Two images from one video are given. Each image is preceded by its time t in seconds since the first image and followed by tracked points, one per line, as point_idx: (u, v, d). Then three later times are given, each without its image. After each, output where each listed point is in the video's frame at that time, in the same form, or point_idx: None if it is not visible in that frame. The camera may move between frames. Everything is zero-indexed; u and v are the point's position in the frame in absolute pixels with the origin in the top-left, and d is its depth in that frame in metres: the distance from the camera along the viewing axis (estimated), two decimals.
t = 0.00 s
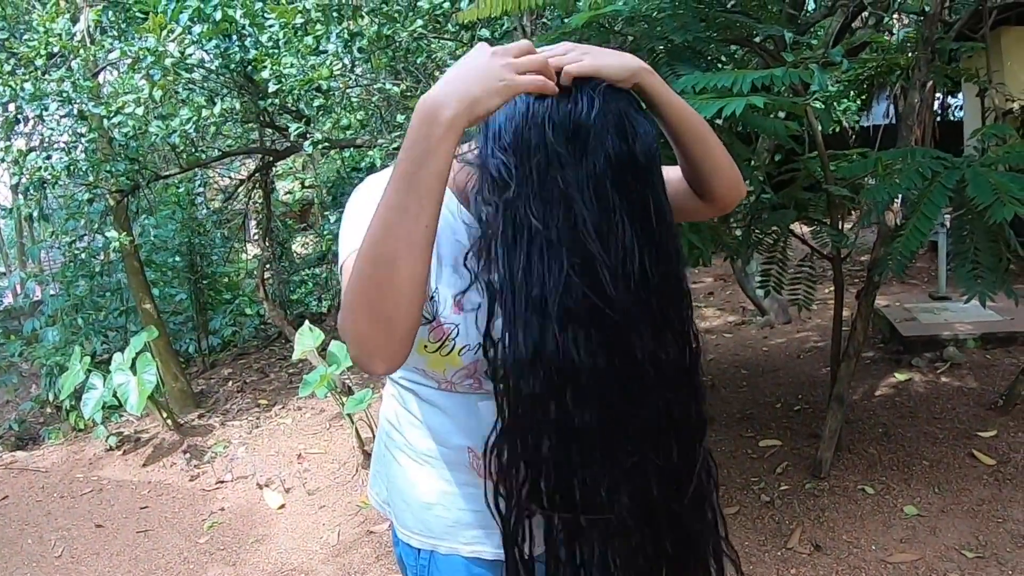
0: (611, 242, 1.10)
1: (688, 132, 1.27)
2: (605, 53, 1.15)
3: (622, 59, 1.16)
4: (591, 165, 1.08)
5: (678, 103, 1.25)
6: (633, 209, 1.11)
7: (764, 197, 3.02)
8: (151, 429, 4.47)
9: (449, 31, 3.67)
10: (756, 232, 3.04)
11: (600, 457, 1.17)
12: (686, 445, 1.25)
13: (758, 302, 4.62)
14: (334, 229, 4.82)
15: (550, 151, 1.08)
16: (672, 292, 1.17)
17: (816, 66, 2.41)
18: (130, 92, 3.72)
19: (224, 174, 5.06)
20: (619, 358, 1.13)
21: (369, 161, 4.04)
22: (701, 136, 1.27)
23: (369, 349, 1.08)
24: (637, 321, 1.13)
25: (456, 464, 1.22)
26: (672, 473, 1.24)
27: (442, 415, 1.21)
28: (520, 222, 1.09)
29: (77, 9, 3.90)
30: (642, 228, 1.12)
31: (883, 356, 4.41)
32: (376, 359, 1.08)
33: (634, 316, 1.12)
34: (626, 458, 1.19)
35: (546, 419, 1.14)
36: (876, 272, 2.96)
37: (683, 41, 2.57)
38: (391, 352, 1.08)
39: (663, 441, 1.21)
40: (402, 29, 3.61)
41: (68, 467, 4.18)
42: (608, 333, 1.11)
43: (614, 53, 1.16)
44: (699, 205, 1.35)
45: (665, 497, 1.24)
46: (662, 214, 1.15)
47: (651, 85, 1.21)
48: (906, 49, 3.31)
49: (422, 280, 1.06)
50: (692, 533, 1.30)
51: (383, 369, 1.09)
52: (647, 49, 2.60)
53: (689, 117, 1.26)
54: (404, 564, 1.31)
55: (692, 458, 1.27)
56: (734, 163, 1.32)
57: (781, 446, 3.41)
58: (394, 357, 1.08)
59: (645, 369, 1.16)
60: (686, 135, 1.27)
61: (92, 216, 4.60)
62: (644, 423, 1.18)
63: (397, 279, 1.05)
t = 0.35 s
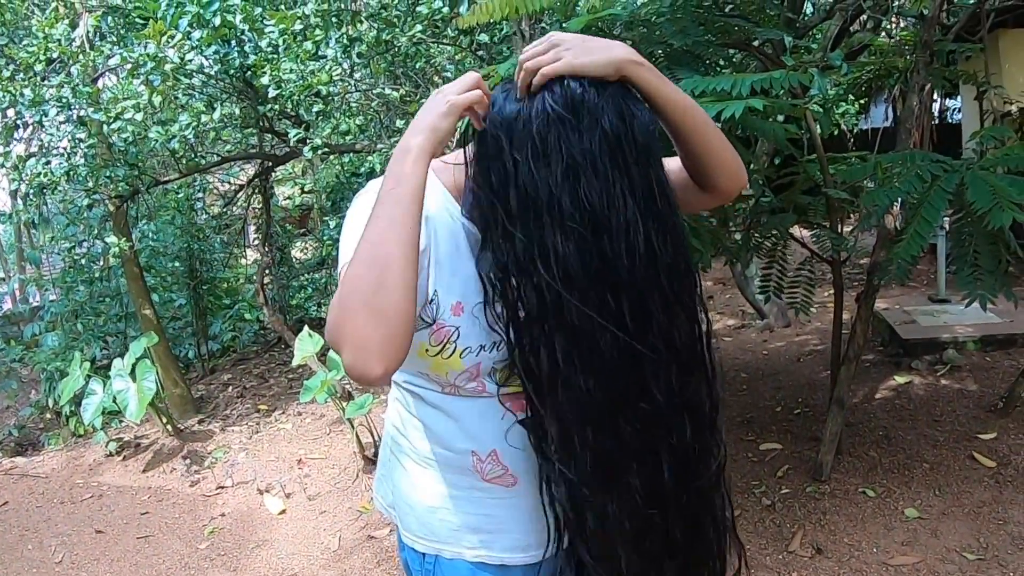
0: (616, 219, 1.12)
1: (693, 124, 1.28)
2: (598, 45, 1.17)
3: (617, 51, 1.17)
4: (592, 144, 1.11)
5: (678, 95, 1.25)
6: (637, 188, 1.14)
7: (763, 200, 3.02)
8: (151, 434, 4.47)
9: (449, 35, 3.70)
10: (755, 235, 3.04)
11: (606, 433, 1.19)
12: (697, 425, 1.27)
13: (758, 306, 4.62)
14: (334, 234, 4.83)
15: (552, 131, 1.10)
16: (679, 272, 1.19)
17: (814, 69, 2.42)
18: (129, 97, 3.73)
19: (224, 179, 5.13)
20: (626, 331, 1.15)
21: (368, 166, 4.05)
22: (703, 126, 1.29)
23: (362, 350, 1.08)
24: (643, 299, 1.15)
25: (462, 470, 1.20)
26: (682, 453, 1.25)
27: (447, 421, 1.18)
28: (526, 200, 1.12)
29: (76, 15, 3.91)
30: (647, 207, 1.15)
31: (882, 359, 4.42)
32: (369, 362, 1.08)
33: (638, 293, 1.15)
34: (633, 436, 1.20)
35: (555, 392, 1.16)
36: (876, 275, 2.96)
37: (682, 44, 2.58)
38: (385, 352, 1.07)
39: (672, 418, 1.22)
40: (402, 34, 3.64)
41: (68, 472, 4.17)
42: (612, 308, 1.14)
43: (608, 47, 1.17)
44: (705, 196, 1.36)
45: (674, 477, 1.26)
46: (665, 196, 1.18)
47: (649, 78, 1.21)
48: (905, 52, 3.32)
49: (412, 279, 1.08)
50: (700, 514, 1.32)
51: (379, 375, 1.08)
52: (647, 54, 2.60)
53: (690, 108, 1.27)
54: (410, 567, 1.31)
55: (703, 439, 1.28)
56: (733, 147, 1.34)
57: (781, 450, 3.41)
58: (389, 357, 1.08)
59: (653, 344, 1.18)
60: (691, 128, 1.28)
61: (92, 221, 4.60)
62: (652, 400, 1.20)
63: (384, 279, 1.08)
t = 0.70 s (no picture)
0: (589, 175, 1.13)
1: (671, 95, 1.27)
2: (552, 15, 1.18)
3: (571, 16, 1.18)
4: (559, 104, 1.13)
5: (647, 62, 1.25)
6: (610, 142, 1.15)
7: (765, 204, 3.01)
8: (153, 438, 4.47)
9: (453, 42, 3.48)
10: (756, 238, 3.04)
11: (593, 394, 1.18)
12: (689, 382, 1.25)
13: (759, 309, 4.62)
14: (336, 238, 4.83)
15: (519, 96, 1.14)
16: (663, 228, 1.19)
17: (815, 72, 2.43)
18: (131, 101, 3.74)
19: (226, 183, 5.13)
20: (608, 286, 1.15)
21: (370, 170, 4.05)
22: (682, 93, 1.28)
23: (323, 334, 1.10)
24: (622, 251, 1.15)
25: (456, 474, 1.20)
26: (675, 411, 1.24)
27: (438, 421, 1.19)
28: (499, 169, 1.14)
29: (78, 19, 3.92)
30: (621, 161, 1.15)
31: (884, 362, 4.41)
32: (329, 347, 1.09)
33: (620, 245, 1.15)
34: (619, 393, 1.19)
35: (540, 356, 1.16)
36: (877, 277, 2.96)
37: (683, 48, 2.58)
38: (346, 337, 1.09)
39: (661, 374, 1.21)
40: (403, 37, 3.57)
41: (70, 475, 4.18)
42: (593, 263, 1.14)
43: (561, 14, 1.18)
44: (700, 169, 1.33)
45: (668, 435, 1.24)
46: (641, 153, 1.19)
47: (610, 42, 1.20)
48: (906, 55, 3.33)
49: (378, 270, 1.10)
50: (701, 475, 1.29)
51: (339, 363, 1.10)
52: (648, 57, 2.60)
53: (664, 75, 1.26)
54: None
55: (696, 396, 1.26)
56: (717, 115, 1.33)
57: (784, 452, 3.41)
58: (350, 344, 1.10)
59: (635, 296, 1.17)
60: (667, 96, 1.27)
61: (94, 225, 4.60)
62: (637, 354, 1.19)
63: (352, 268, 1.09)
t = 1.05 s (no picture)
0: (538, 157, 1.11)
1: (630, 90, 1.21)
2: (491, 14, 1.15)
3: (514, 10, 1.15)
4: (508, 90, 1.12)
5: (605, 51, 1.18)
6: (561, 121, 1.12)
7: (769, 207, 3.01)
8: (157, 439, 4.48)
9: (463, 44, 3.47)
10: (760, 240, 3.04)
11: (536, 383, 1.16)
12: (645, 362, 1.22)
13: (764, 312, 4.61)
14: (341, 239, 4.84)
15: (467, 83, 1.14)
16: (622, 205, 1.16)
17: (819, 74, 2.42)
18: (136, 102, 3.75)
19: (229, 185, 5.13)
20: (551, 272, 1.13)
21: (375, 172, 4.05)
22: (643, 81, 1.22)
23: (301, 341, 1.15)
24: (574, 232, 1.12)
25: (448, 478, 1.21)
26: (627, 396, 1.20)
27: (427, 423, 1.20)
28: (445, 166, 1.15)
29: (83, 21, 3.93)
30: (566, 144, 1.11)
31: (889, 364, 4.41)
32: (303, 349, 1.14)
33: (571, 226, 1.12)
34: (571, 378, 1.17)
35: (481, 347, 1.13)
36: (881, 280, 2.96)
37: (688, 50, 2.57)
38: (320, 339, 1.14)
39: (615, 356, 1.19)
40: (408, 39, 3.58)
41: (74, 476, 4.18)
42: (541, 246, 1.12)
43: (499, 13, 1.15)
44: (672, 155, 1.29)
45: (626, 418, 1.21)
46: (594, 134, 1.14)
47: (555, 38, 1.15)
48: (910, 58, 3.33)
49: (347, 274, 1.13)
50: (665, 454, 1.27)
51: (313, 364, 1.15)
52: (651, 60, 2.60)
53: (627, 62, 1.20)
54: None
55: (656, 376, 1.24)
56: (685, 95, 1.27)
57: (788, 455, 3.40)
58: (325, 346, 1.14)
59: (579, 280, 1.14)
60: (632, 90, 1.21)
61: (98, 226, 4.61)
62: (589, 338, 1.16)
63: (326, 273, 1.13)
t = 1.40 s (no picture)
0: (499, 158, 1.08)
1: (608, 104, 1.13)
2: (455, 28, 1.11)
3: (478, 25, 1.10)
4: (475, 88, 1.10)
5: (577, 60, 1.10)
6: (527, 119, 1.08)
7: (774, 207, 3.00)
8: (161, 438, 4.48)
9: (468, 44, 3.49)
10: (765, 240, 3.03)
11: (494, 389, 1.13)
12: (612, 371, 1.18)
13: (768, 313, 4.61)
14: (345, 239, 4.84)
15: (439, 82, 1.12)
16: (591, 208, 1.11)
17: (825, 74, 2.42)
18: (141, 102, 3.75)
19: (234, 184, 5.26)
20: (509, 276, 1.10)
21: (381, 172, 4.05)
22: (623, 93, 1.13)
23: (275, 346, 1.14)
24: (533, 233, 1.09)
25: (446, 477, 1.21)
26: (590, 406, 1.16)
27: (426, 423, 1.21)
28: (416, 167, 1.14)
29: (87, 20, 3.93)
30: (532, 145, 1.08)
31: (893, 365, 4.40)
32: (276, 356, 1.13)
33: (531, 227, 1.09)
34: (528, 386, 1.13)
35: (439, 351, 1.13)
36: (886, 281, 2.96)
37: (694, 51, 2.57)
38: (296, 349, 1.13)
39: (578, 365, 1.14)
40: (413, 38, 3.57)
41: (78, 475, 4.18)
42: (499, 249, 1.09)
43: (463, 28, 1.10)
44: (665, 163, 1.22)
45: (588, 430, 1.17)
46: (565, 134, 1.10)
47: (522, 50, 1.09)
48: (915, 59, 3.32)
49: (325, 281, 1.12)
50: (634, 468, 1.22)
51: (283, 368, 1.13)
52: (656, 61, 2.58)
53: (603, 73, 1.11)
54: None
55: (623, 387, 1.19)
56: (672, 105, 1.18)
57: (793, 455, 3.40)
58: (297, 351, 1.12)
59: (538, 285, 1.10)
60: (612, 99, 1.13)
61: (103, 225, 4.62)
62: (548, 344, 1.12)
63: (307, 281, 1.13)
